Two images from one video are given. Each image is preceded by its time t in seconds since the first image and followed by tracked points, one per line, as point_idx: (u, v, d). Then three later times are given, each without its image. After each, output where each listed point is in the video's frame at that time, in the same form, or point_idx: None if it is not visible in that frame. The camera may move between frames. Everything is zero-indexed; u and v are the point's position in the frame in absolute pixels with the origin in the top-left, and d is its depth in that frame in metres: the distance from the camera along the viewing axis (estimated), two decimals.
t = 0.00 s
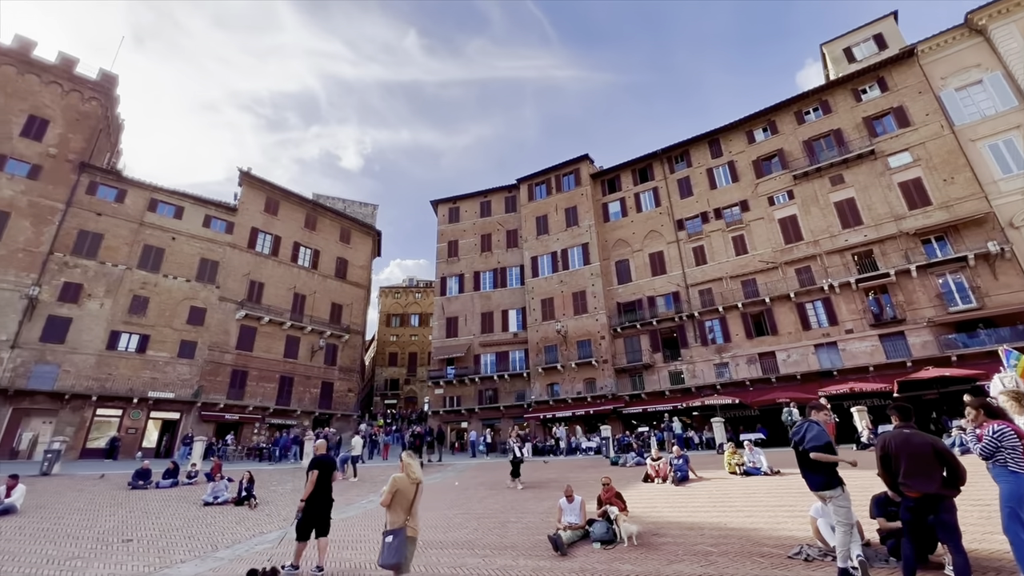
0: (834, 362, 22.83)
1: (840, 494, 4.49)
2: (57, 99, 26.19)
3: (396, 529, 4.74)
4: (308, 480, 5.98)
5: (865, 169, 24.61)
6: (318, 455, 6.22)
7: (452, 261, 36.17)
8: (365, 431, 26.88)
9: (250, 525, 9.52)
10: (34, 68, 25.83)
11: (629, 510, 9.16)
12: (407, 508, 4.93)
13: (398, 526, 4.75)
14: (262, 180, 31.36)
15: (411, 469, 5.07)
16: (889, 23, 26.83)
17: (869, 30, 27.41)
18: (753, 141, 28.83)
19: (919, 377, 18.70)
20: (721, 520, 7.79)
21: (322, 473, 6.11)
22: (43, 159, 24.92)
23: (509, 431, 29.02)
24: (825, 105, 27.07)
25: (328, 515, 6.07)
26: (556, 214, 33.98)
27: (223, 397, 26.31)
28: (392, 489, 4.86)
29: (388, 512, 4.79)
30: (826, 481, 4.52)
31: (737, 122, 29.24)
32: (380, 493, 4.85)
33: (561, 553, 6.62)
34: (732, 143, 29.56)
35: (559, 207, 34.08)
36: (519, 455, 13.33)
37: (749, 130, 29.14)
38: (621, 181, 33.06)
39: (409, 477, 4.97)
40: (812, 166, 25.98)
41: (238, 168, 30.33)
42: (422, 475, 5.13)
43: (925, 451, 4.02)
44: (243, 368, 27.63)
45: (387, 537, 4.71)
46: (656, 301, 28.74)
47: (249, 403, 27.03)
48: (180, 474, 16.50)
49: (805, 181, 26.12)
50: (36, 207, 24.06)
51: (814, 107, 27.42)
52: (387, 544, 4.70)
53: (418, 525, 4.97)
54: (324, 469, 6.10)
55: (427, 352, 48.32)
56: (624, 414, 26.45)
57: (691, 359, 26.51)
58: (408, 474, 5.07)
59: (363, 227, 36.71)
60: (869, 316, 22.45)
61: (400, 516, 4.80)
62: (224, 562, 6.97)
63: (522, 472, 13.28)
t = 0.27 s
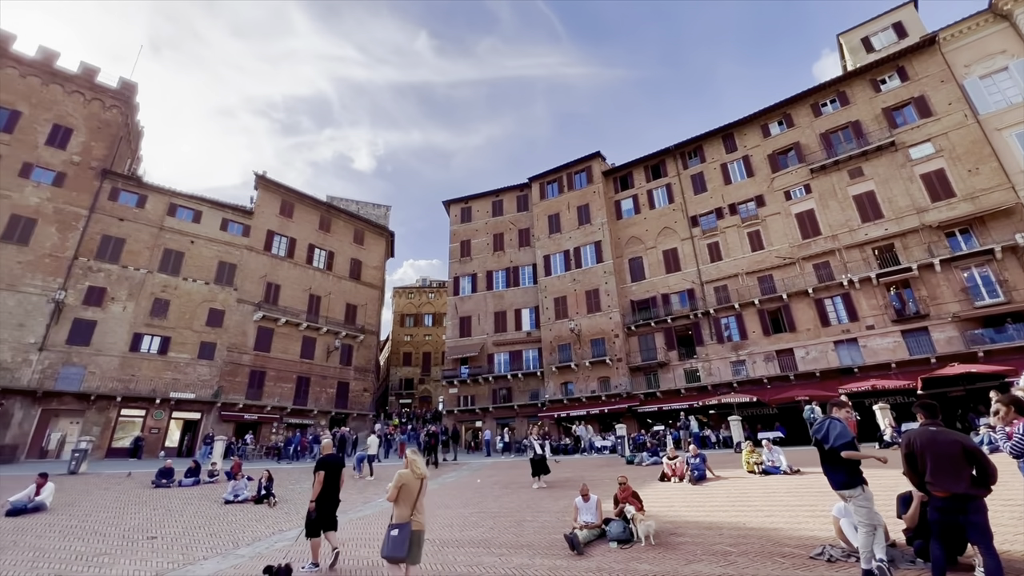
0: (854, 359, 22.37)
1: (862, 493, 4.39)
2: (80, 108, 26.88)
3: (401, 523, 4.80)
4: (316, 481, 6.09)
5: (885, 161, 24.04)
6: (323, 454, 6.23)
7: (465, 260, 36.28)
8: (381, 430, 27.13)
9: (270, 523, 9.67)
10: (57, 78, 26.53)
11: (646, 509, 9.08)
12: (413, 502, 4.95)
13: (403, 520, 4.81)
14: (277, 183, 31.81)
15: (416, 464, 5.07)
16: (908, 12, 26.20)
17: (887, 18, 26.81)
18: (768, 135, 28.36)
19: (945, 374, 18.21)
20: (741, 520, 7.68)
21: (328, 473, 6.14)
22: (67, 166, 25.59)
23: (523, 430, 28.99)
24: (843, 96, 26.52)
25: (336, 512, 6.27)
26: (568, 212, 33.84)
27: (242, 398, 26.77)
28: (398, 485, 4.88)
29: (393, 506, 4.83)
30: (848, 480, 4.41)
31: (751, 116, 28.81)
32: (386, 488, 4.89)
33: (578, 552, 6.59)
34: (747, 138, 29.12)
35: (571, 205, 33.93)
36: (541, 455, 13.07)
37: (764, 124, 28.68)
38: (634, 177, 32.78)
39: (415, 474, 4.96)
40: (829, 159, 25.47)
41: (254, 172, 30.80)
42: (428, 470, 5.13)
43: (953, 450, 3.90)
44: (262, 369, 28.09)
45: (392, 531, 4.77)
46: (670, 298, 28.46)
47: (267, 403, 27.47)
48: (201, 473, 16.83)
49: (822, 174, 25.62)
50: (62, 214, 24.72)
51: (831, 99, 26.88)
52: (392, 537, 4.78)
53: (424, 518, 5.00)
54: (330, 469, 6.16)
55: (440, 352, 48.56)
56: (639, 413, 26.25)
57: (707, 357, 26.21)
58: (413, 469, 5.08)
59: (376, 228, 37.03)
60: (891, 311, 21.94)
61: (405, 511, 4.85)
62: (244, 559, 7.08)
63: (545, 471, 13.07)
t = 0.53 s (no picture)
0: (877, 356, 21.84)
1: (888, 493, 4.27)
2: (103, 116, 27.61)
3: (407, 522, 4.89)
4: (326, 479, 6.29)
5: (907, 152, 23.41)
6: (335, 454, 6.56)
7: (479, 260, 36.35)
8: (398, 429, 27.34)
9: (291, 521, 9.82)
10: (82, 88, 27.28)
11: (664, 509, 8.99)
12: (419, 501, 5.04)
13: (409, 520, 4.90)
14: (293, 186, 32.28)
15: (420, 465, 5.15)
16: None
17: (908, 6, 26.14)
18: (786, 128, 27.84)
19: (973, 370, 17.68)
20: (762, 520, 7.55)
21: (339, 471, 6.44)
22: (92, 173, 26.30)
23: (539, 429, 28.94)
24: (863, 86, 25.90)
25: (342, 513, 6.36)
26: (581, 210, 33.66)
27: (262, 398, 27.24)
28: (403, 486, 4.98)
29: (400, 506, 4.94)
30: (874, 479, 4.30)
31: (768, 109, 28.31)
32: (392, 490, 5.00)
33: (596, 552, 6.55)
34: (763, 131, 28.64)
35: (584, 203, 33.73)
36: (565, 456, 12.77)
37: (781, 117, 28.17)
38: (648, 174, 32.48)
39: (419, 475, 5.03)
40: (849, 151, 24.89)
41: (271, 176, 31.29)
42: (433, 471, 5.19)
43: (984, 449, 3.77)
44: (280, 370, 28.54)
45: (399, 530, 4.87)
46: (686, 296, 28.14)
47: (286, 402, 27.91)
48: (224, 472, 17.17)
49: (842, 167, 25.07)
50: (87, 219, 25.43)
51: (850, 90, 26.27)
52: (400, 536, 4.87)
53: (430, 517, 5.07)
54: (342, 467, 6.45)
55: (455, 352, 48.76)
56: (656, 412, 26.00)
57: (724, 354, 25.86)
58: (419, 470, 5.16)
59: (390, 229, 37.34)
60: (915, 307, 21.37)
61: (411, 511, 4.94)
62: (267, 556, 7.21)
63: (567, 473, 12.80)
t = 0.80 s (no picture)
0: (903, 353, 21.26)
1: (920, 494, 4.13)
2: (128, 124, 28.36)
3: (412, 518, 5.15)
4: (350, 479, 6.30)
5: (933, 142, 22.71)
6: (357, 453, 6.61)
7: (493, 260, 36.40)
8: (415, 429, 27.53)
9: (312, 519, 9.97)
10: (107, 97, 28.05)
11: (684, 509, 8.88)
12: (424, 498, 5.32)
13: (414, 516, 5.15)
14: (311, 190, 32.74)
15: (425, 465, 5.44)
16: None
17: None
18: (805, 120, 27.24)
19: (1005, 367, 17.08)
20: (785, 521, 7.40)
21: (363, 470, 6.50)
22: (117, 180, 27.05)
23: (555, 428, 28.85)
24: (885, 76, 25.21)
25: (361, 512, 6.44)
26: (596, 208, 33.42)
27: (282, 398, 27.72)
28: (408, 483, 5.26)
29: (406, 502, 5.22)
30: (904, 479, 4.17)
31: (786, 101, 27.75)
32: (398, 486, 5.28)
33: (615, 552, 6.50)
34: (781, 124, 28.08)
35: (598, 201, 33.49)
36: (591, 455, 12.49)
37: (800, 109, 27.58)
38: (663, 170, 32.11)
39: (424, 473, 5.34)
40: (872, 142, 24.24)
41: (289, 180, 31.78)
42: (437, 470, 5.48)
43: (1021, 449, 3.62)
44: (300, 370, 29.01)
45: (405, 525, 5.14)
46: (704, 293, 27.76)
47: (306, 402, 28.35)
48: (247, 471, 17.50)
49: (864, 159, 24.44)
50: (114, 225, 26.17)
51: (872, 79, 25.58)
52: (405, 531, 5.13)
53: (435, 514, 5.33)
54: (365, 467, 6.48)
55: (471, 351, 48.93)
56: (674, 410, 25.72)
57: (743, 352, 25.45)
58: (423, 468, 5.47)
59: (406, 230, 37.64)
60: (943, 302, 20.73)
61: (416, 506, 5.21)
62: (289, 553, 7.33)
63: (592, 472, 12.56)
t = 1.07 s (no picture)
0: (933, 350, 20.59)
1: (953, 495, 4.01)
2: (153, 133, 29.19)
3: (423, 515, 5.27)
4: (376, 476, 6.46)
5: (962, 132, 21.96)
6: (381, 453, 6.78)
7: (509, 259, 36.44)
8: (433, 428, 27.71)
9: (333, 517, 10.12)
10: (132, 107, 28.90)
11: (706, 510, 8.75)
12: (434, 498, 5.45)
13: (425, 513, 5.28)
14: (328, 193, 33.23)
15: (435, 466, 5.61)
16: None
17: None
18: (826, 112, 26.62)
19: None
20: (810, 522, 7.24)
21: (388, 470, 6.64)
22: (143, 188, 27.86)
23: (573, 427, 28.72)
24: (911, 64, 24.47)
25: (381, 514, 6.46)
26: (612, 206, 33.15)
27: (304, 398, 28.20)
28: (418, 483, 5.44)
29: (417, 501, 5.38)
30: (937, 480, 4.05)
31: (806, 93, 27.14)
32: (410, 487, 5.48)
33: (636, 552, 6.43)
34: (802, 117, 27.48)
35: (614, 198, 33.21)
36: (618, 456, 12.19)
37: (821, 101, 26.95)
38: (680, 166, 31.70)
39: (433, 473, 5.50)
40: (897, 133, 23.56)
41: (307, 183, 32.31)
42: (447, 472, 5.61)
43: None
44: (320, 370, 29.48)
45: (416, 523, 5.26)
46: (723, 290, 27.32)
47: (326, 402, 28.80)
48: (270, 470, 17.84)
49: (889, 150, 23.76)
50: (141, 231, 26.96)
51: (897, 68, 24.85)
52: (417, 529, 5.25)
53: (446, 513, 5.40)
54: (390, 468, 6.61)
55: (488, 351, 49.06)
56: (694, 409, 25.38)
57: (765, 350, 24.99)
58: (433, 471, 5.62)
59: (422, 231, 37.94)
60: (975, 296, 20.02)
61: (427, 504, 5.35)
62: (312, 550, 7.47)
63: (618, 474, 12.30)
